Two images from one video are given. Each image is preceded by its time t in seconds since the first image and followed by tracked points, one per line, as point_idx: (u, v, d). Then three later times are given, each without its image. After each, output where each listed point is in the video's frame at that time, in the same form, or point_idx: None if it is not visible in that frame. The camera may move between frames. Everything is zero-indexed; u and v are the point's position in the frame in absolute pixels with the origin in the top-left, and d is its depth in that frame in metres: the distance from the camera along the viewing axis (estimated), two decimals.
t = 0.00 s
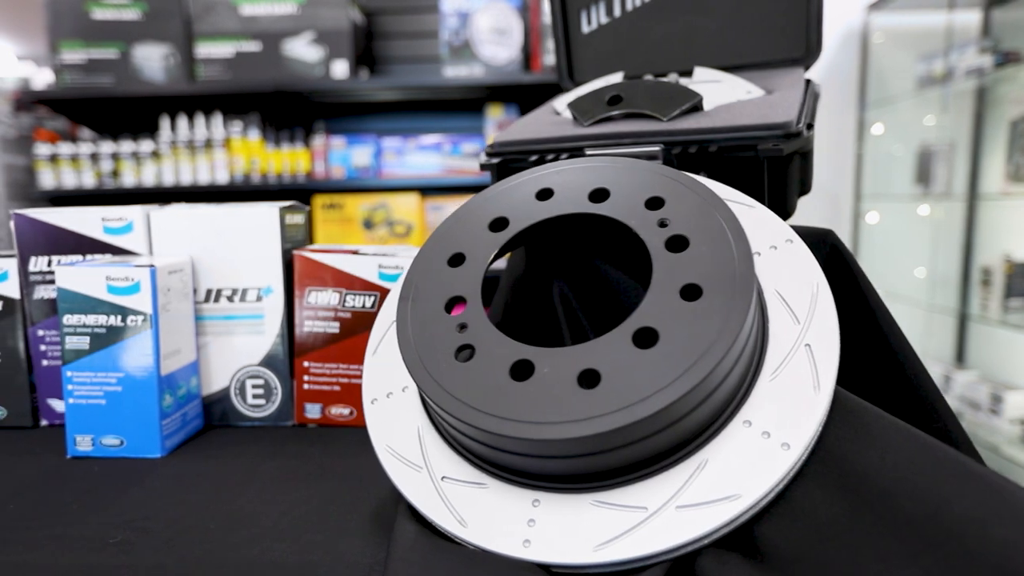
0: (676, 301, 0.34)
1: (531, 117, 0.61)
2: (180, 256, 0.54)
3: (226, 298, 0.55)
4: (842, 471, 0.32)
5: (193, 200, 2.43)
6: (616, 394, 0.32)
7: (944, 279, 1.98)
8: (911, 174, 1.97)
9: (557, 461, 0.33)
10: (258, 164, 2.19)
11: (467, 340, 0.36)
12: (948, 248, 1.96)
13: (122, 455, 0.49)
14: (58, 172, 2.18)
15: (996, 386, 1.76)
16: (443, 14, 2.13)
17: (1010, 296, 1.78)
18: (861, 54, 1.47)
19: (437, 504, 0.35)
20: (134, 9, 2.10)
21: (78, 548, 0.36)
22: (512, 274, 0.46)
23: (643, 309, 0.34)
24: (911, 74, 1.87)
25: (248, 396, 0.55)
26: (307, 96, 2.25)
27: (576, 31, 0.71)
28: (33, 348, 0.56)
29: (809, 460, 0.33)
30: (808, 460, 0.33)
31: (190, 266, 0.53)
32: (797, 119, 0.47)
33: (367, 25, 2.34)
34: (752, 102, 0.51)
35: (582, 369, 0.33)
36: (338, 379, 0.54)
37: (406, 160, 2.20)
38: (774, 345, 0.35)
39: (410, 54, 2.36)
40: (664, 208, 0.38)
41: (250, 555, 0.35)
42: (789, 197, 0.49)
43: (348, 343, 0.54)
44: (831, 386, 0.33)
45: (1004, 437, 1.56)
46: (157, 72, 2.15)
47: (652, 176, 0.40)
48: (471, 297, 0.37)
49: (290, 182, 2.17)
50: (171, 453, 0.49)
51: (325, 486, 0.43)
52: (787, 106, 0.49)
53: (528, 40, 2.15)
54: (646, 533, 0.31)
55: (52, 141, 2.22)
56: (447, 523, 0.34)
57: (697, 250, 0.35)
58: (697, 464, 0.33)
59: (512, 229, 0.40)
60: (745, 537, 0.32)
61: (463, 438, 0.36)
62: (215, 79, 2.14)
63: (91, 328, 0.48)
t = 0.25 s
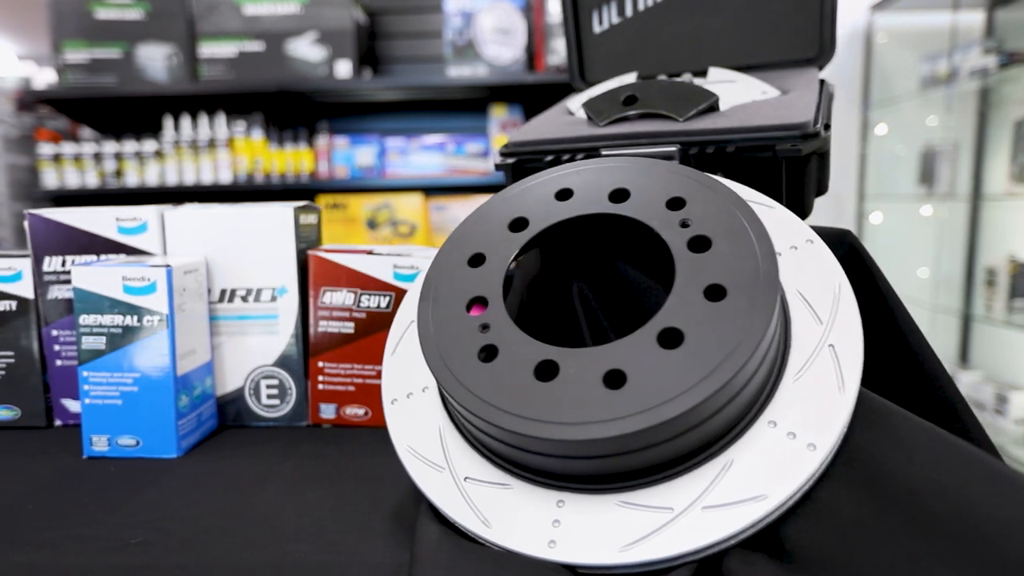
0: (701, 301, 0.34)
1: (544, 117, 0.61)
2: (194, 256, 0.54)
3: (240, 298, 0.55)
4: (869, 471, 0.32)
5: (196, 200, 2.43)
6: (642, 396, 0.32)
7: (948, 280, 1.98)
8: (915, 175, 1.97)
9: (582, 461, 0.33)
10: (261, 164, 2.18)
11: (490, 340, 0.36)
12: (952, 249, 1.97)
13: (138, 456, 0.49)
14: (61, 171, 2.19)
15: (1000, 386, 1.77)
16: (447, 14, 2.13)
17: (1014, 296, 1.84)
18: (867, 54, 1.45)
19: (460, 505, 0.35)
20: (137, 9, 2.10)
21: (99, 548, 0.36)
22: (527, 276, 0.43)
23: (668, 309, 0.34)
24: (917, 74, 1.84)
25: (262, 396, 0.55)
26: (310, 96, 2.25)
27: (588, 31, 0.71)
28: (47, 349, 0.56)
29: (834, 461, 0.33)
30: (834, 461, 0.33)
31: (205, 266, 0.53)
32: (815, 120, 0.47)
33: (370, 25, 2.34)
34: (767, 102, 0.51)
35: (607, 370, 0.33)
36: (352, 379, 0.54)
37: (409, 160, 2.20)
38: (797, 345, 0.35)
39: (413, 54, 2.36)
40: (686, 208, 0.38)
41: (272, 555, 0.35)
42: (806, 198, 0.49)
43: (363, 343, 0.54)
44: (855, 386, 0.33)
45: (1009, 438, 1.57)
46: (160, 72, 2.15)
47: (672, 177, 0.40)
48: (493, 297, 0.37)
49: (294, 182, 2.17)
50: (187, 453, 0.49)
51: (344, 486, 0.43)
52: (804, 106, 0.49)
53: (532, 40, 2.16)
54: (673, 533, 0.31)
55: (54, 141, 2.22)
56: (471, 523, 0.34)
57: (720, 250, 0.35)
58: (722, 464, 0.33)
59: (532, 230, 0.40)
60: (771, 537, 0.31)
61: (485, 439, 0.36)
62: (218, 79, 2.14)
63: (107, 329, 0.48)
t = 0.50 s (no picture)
0: (726, 301, 0.34)
1: (557, 117, 0.61)
2: (209, 256, 0.54)
3: (254, 298, 0.54)
4: (895, 473, 0.32)
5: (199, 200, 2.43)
6: (667, 397, 0.32)
7: (950, 280, 2.05)
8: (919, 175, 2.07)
9: (606, 462, 0.33)
10: (264, 164, 2.18)
11: (513, 341, 0.36)
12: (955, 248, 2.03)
13: (154, 456, 0.49)
14: (65, 171, 2.19)
15: (1003, 386, 1.78)
16: (450, 14, 2.13)
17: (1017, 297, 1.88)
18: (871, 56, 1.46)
19: (482, 506, 0.35)
20: (141, 8, 2.09)
21: (121, 549, 0.36)
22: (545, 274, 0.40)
23: (693, 309, 0.34)
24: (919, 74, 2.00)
25: (276, 397, 0.55)
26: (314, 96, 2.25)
27: (599, 30, 0.71)
28: (61, 348, 0.56)
29: (860, 462, 0.33)
30: (859, 462, 0.33)
31: (219, 266, 0.53)
32: (833, 120, 0.47)
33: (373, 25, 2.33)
34: (784, 103, 0.51)
35: (632, 371, 0.33)
36: (367, 380, 0.54)
37: (413, 160, 2.20)
38: (820, 346, 0.35)
39: (416, 54, 2.36)
40: (708, 209, 0.38)
41: (295, 556, 0.35)
42: (823, 198, 0.49)
43: (378, 343, 0.54)
44: (880, 388, 0.33)
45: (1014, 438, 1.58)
46: (163, 71, 2.15)
47: (693, 178, 0.40)
48: (515, 298, 0.37)
49: (297, 182, 2.17)
50: (202, 453, 0.49)
51: (362, 487, 0.43)
52: (821, 107, 0.49)
53: (535, 40, 2.15)
54: (700, 533, 0.31)
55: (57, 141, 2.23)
56: (495, 524, 0.34)
57: (744, 251, 0.35)
58: (747, 465, 0.32)
59: (552, 230, 0.40)
60: (797, 538, 0.31)
61: (507, 439, 0.36)
62: (222, 79, 2.14)
63: (124, 328, 0.48)
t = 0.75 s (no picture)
0: (748, 302, 0.34)
1: (569, 117, 0.61)
2: (223, 256, 0.53)
3: (268, 297, 0.54)
4: (920, 473, 0.32)
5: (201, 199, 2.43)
6: (691, 398, 0.32)
7: (955, 279, 2.06)
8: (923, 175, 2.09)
9: (629, 461, 0.33)
10: (267, 163, 2.18)
11: (534, 341, 0.36)
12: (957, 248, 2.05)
13: (168, 456, 0.49)
14: (67, 171, 2.19)
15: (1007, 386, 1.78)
16: (453, 14, 2.12)
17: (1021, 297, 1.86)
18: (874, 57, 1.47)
19: (504, 505, 0.35)
20: (143, 7, 2.09)
21: (140, 549, 0.36)
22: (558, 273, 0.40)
23: (715, 309, 0.34)
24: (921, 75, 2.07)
25: (289, 397, 0.55)
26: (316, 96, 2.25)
27: (609, 30, 0.71)
28: (74, 348, 0.56)
29: (884, 462, 0.33)
30: (883, 462, 0.33)
31: (233, 266, 0.53)
32: (849, 121, 0.47)
33: (375, 25, 2.33)
34: (798, 103, 0.51)
35: (655, 371, 0.33)
36: (380, 379, 0.54)
37: (416, 160, 2.21)
38: (842, 346, 0.35)
39: (418, 54, 2.36)
40: (728, 209, 0.38)
41: (316, 556, 0.35)
42: (839, 198, 0.49)
43: (391, 344, 0.54)
44: (903, 389, 0.33)
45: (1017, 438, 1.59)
46: (166, 70, 2.15)
47: (712, 177, 0.40)
48: (535, 298, 0.37)
49: (299, 182, 2.17)
50: (217, 454, 0.49)
51: (379, 487, 0.43)
52: (836, 107, 0.49)
53: (538, 40, 2.15)
54: (724, 534, 0.31)
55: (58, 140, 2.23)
56: (517, 524, 0.34)
57: (765, 251, 0.35)
58: (770, 465, 0.32)
59: (571, 230, 0.40)
60: (822, 539, 0.31)
61: (528, 439, 0.36)
62: (224, 78, 2.13)
63: (139, 328, 0.48)
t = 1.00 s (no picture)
0: (770, 302, 0.34)
1: (581, 117, 0.61)
2: (236, 256, 0.53)
3: (280, 297, 0.54)
4: (942, 474, 0.32)
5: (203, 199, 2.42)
6: (714, 398, 0.32)
7: (957, 280, 2.06)
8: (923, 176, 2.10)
9: (651, 462, 0.33)
10: (269, 163, 2.18)
11: (554, 341, 0.36)
12: (958, 250, 2.04)
13: (182, 456, 0.48)
14: (69, 170, 2.19)
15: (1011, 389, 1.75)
16: (455, 14, 2.12)
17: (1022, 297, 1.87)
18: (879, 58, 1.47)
19: (524, 505, 0.35)
20: (145, 6, 2.09)
21: (159, 549, 0.36)
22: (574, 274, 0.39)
23: (737, 309, 0.34)
24: (923, 75, 2.10)
25: (301, 397, 0.55)
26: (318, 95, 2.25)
27: (619, 30, 0.71)
28: (85, 348, 0.56)
29: (907, 463, 0.32)
30: (906, 463, 0.33)
31: (246, 266, 0.53)
32: (865, 122, 0.47)
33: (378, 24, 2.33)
34: (812, 103, 0.51)
35: (678, 371, 0.33)
36: (393, 380, 0.54)
37: (418, 160, 2.20)
38: (862, 346, 0.35)
39: (420, 53, 2.36)
40: (748, 209, 0.38)
41: (336, 557, 0.35)
42: (855, 199, 0.49)
43: (404, 344, 0.54)
44: (925, 389, 0.33)
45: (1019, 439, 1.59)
46: (168, 69, 2.15)
47: (730, 177, 0.40)
48: (555, 298, 0.37)
49: (301, 182, 2.17)
50: (231, 454, 0.49)
51: (396, 488, 0.43)
52: (851, 107, 0.49)
53: (541, 40, 2.15)
54: (748, 534, 0.31)
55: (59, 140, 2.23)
56: (538, 525, 0.34)
57: (786, 252, 0.35)
58: (792, 466, 0.32)
59: (589, 230, 0.39)
60: (845, 539, 0.31)
61: (548, 439, 0.36)
62: (226, 77, 2.13)
63: (153, 327, 0.48)
